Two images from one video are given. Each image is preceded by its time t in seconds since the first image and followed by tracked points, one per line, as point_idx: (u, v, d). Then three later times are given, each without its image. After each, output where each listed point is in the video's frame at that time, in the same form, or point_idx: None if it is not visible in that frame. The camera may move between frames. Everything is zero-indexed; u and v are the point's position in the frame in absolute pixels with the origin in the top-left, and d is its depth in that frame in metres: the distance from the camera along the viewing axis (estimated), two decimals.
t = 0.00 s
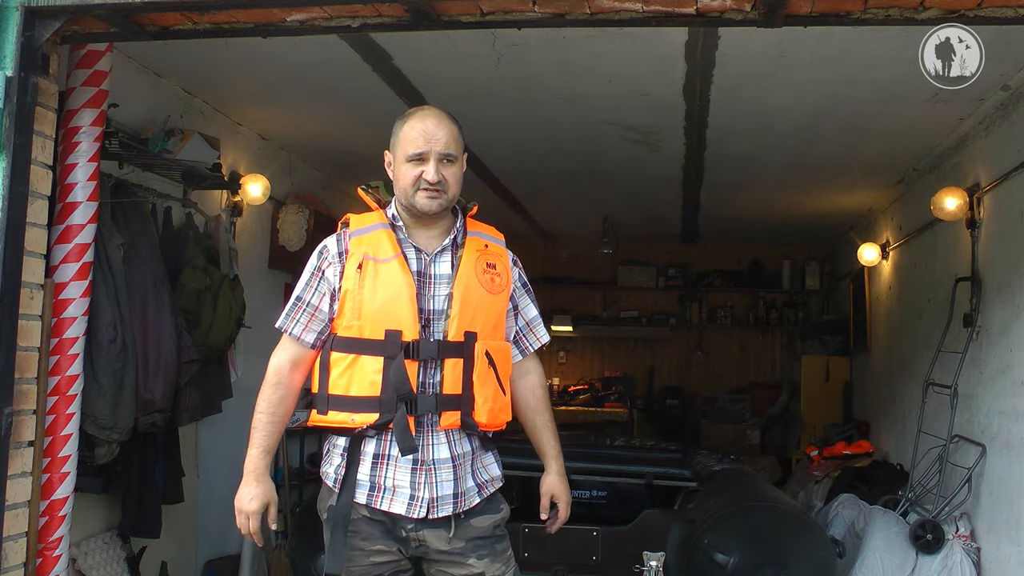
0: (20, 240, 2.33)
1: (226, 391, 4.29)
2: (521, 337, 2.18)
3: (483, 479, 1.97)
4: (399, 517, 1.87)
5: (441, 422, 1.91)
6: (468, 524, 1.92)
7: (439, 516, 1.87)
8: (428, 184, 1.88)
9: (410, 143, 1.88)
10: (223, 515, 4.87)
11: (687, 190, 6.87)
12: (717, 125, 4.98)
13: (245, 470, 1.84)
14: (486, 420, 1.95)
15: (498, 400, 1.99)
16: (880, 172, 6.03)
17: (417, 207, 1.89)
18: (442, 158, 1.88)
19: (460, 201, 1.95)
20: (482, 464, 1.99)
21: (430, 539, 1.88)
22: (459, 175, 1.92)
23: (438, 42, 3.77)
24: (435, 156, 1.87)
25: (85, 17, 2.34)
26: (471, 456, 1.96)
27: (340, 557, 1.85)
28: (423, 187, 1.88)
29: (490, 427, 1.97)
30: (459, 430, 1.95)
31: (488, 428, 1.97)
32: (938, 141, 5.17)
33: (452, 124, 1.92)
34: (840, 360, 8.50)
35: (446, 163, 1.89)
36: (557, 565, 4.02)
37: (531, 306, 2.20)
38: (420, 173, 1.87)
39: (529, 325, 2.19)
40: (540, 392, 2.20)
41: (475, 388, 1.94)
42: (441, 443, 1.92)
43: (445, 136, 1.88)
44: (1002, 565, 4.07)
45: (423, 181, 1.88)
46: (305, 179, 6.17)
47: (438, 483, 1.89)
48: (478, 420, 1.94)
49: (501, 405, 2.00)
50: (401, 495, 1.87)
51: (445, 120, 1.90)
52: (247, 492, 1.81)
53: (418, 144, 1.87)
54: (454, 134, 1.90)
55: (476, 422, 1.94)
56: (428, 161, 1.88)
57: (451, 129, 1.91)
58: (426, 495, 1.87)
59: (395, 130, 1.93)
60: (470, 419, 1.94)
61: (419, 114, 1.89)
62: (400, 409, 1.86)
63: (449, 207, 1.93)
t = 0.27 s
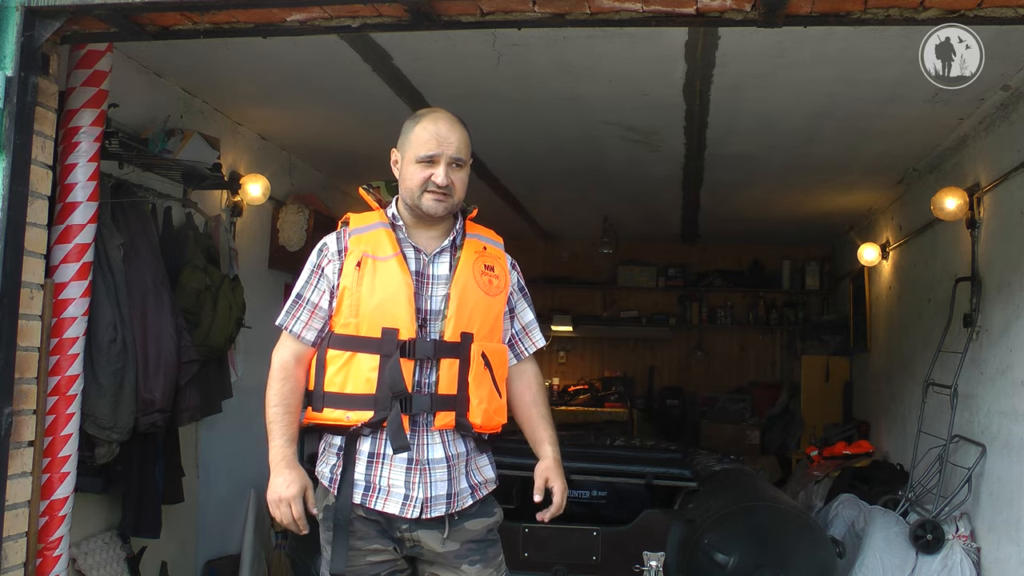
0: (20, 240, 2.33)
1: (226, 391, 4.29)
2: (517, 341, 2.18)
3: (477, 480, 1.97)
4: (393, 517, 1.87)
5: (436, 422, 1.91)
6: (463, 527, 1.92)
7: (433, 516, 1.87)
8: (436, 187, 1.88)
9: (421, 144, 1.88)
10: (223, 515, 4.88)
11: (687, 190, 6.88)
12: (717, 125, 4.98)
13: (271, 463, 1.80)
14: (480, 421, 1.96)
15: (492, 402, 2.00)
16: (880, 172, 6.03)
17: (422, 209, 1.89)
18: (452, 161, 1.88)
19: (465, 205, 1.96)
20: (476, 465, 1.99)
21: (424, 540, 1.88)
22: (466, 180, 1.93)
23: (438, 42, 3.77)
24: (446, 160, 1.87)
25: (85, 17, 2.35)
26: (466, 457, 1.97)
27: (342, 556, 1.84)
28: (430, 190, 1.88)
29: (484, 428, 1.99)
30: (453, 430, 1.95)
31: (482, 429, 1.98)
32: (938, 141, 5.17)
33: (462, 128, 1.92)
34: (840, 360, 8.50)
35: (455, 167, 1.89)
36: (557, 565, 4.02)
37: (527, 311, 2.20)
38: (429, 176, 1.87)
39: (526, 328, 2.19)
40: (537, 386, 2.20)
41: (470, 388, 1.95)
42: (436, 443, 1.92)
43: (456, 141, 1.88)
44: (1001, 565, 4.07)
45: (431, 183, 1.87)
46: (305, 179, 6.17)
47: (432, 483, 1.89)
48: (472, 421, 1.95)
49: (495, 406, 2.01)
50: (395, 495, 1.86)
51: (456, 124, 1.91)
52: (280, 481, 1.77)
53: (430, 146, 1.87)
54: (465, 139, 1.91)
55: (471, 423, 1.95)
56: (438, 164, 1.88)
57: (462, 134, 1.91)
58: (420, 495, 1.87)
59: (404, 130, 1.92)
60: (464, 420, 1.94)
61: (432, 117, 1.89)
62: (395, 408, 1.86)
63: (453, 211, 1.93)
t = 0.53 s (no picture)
0: (20, 240, 2.33)
1: (226, 391, 4.29)
2: (520, 337, 2.17)
3: (477, 479, 1.96)
4: (392, 517, 1.87)
5: (433, 420, 1.90)
6: (461, 527, 1.91)
7: (431, 514, 1.87)
8: (435, 186, 1.87)
9: (420, 143, 1.87)
10: (223, 515, 4.88)
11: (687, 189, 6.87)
12: (716, 125, 4.98)
13: (267, 465, 1.80)
14: (478, 418, 1.95)
15: (491, 399, 1.98)
16: (880, 172, 6.03)
17: (422, 208, 1.89)
18: (451, 160, 1.87)
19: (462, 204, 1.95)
20: (476, 464, 1.98)
21: (423, 540, 1.88)
22: (464, 179, 1.93)
23: (438, 42, 3.77)
24: (445, 158, 1.87)
25: (85, 17, 2.35)
26: (465, 455, 1.96)
27: (336, 556, 1.87)
28: (429, 189, 1.88)
29: (483, 426, 1.97)
30: (452, 428, 1.94)
31: (481, 427, 1.97)
32: (937, 141, 5.17)
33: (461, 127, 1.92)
34: (840, 360, 8.50)
35: (454, 166, 1.89)
36: (557, 565, 4.02)
37: (530, 307, 2.18)
38: (429, 175, 1.87)
39: (528, 325, 2.17)
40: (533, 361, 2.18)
41: (468, 385, 1.93)
42: (433, 440, 1.91)
43: (456, 140, 1.88)
44: (1002, 565, 4.07)
45: (430, 182, 1.87)
46: (305, 179, 6.17)
47: (430, 480, 1.88)
48: (470, 418, 1.94)
49: (494, 404, 1.99)
50: (394, 493, 1.86)
51: (455, 122, 1.90)
52: (276, 484, 1.78)
53: (429, 145, 1.87)
54: (463, 138, 1.90)
55: (469, 421, 1.94)
56: (438, 163, 1.87)
57: (460, 133, 1.91)
58: (418, 493, 1.86)
59: (402, 128, 1.92)
60: (462, 418, 1.93)
61: (431, 115, 1.89)
62: (391, 405, 1.86)
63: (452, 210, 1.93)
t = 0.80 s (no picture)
0: (20, 240, 2.33)
1: (226, 391, 4.29)
2: (522, 330, 2.16)
3: (479, 476, 1.96)
4: (393, 516, 1.87)
5: (432, 415, 1.90)
6: (462, 527, 1.91)
7: (435, 511, 1.86)
8: (427, 185, 1.87)
9: (410, 142, 1.87)
10: (223, 515, 4.88)
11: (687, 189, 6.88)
12: (716, 125, 4.98)
13: (245, 470, 1.83)
14: (479, 413, 1.94)
15: (491, 394, 1.98)
16: (880, 172, 6.03)
17: (415, 208, 1.89)
18: (442, 158, 1.87)
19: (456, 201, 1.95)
20: (478, 462, 1.98)
21: (424, 540, 1.88)
22: (456, 176, 1.92)
23: (438, 42, 3.77)
24: (436, 156, 1.87)
25: (85, 17, 2.34)
26: (466, 451, 1.95)
27: (339, 557, 1.87)
28: (422, 188, 1.88)
29: (484, 422, 1.96)
30: (452, 424, 1.94)
31: (482, 423, 1.96)
32: (937, 141, 5.17)
33: (451, 124, 1.91)
34: (840, 360, 8.50)
35: (445, 163, 1.88)
36: (557, 565, 4.02)
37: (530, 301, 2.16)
38: (420, 174, 1.87)
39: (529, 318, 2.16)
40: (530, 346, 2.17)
41: (467, 380, 1.93)
42: (434, 436, 1.91)
43: (446, 137, 1.88)
44: (1002, 565, 4.07)
45: (422, 181, 1.87)
46: (305, 179, 6.17)
47: (432, 476, 1.88)
48: (470, 413, 1.93)
49: (495, 400, 1.99)
50: (396, 490, 1.86)
51: (445, 120, 1.90)
52: (249, 491, 1.81)
53: (419, 144, 1.86)
54: (454, 135, 1.90)
55: (469, 416, 1.93)
56: (429, 161, 1.87)
57: (451, 130, 1.91)
58: (420, 489, 1.86)
59: (393, 127, 1.92)
60: (462, 413, 1.92)
61: (420, 113, 1.88)
62: (390, 401, 1.86)
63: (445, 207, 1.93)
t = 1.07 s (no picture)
0: (20, 240, 2.33)
1: (226, 391, 4.29)
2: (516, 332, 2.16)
3: (478, 476, 1.96)
4: (392, 516, 1.87)
5: (431, 414, 1.90)
6: (461, 527, 1.91)
7: (432, 510, 1.86)
8: (420, 183, 1.87)
9: (403, 141, 1.88)
10: (223, 515, 4.88)
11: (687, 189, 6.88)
12: (716, 125, 4.98)
13: (256, 468, 1.83)
14: (478, 412, 1.93)
15: (490, 394, 1.97)
16: (880, 172, 6.03)
17: (410, 206, 1.90)
18: (434, 157, 1.87)
19: (452, 199, 1.95)
20: (477, 462, 1.97)
21: (423, 540, 1.88)
22: (451, 173, 1.92)
23: (438, 43, 3.77)
24: (428, 155, 1.87)
25: (85, 17, 2.35)
26: (465, 451, 1.95)
27: (338, 556, 1.85)
28: (415, 187, 1.88)
29: (483, 421, 1.96)
30: (451, 423, 1.93)
31: (481, 423, 1.96)
32: (938, 141, 5.17)
33: (445, 123, 1.91)
34: (840, 360, 8.50)
35: (438, 162, 1.88)
36: (557, 565, 4.02)
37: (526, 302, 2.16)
38: (413, 172, 1.87)
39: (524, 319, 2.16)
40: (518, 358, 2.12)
41: (466, 379, 1.93)
42: (432, 436, 1.91)
43: (438, 135, 1.87)
44: (1002, 565, 4.07)
45: (415, 180, 1.87)
46: (305, 179, 6.17)
47: (430, 475, 1.88)
48: (468, 412, 1.92)
49: (494, 400, 1.98)
50: (394, 490, 1.86)
51: (438, 119, 1.90)
52: (263, 488, 1.80)
53: (411, 143, 1.87)
54: (446, 132, 1.89)
55: (468, 415, 1.92)
56: (420, 160, 1.87)
57: (445, 129, 1.90)
58: (418, 488, 1.86)
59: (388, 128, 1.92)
60: (461, 412, 1.92)
61: (412, 112, 1.88)
62: (388, 399, 1.86)
63: (441, 206, 1.93)
